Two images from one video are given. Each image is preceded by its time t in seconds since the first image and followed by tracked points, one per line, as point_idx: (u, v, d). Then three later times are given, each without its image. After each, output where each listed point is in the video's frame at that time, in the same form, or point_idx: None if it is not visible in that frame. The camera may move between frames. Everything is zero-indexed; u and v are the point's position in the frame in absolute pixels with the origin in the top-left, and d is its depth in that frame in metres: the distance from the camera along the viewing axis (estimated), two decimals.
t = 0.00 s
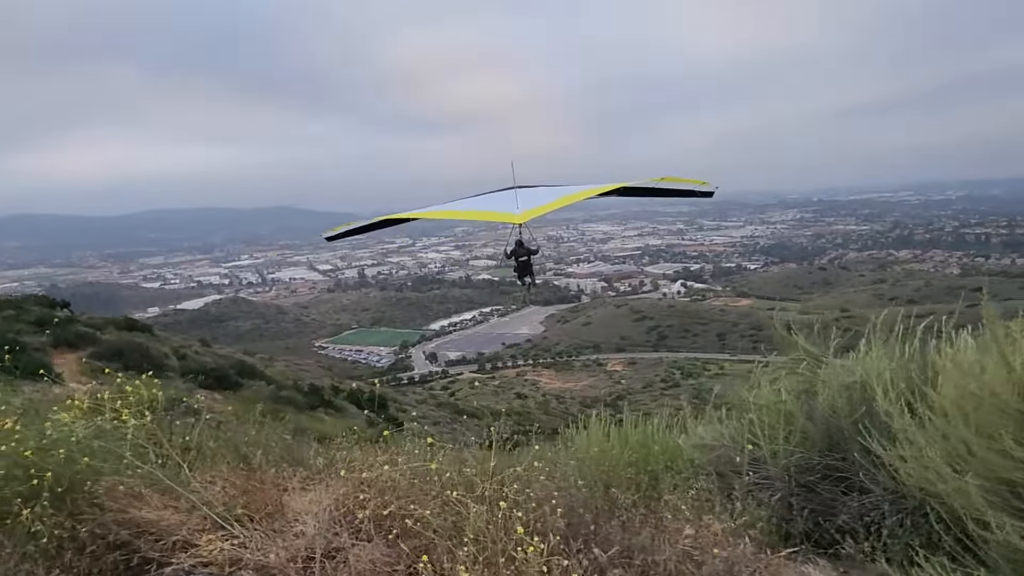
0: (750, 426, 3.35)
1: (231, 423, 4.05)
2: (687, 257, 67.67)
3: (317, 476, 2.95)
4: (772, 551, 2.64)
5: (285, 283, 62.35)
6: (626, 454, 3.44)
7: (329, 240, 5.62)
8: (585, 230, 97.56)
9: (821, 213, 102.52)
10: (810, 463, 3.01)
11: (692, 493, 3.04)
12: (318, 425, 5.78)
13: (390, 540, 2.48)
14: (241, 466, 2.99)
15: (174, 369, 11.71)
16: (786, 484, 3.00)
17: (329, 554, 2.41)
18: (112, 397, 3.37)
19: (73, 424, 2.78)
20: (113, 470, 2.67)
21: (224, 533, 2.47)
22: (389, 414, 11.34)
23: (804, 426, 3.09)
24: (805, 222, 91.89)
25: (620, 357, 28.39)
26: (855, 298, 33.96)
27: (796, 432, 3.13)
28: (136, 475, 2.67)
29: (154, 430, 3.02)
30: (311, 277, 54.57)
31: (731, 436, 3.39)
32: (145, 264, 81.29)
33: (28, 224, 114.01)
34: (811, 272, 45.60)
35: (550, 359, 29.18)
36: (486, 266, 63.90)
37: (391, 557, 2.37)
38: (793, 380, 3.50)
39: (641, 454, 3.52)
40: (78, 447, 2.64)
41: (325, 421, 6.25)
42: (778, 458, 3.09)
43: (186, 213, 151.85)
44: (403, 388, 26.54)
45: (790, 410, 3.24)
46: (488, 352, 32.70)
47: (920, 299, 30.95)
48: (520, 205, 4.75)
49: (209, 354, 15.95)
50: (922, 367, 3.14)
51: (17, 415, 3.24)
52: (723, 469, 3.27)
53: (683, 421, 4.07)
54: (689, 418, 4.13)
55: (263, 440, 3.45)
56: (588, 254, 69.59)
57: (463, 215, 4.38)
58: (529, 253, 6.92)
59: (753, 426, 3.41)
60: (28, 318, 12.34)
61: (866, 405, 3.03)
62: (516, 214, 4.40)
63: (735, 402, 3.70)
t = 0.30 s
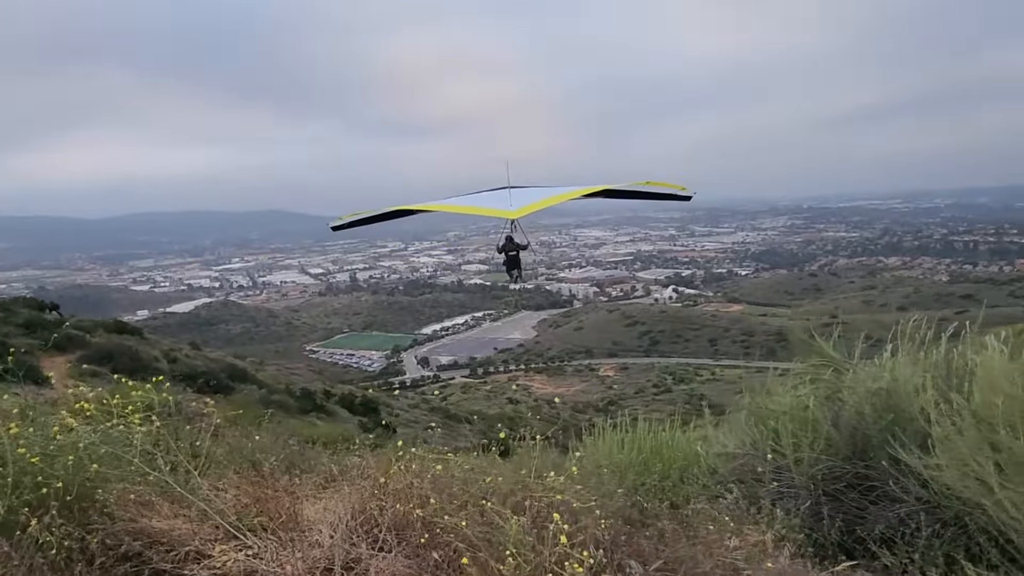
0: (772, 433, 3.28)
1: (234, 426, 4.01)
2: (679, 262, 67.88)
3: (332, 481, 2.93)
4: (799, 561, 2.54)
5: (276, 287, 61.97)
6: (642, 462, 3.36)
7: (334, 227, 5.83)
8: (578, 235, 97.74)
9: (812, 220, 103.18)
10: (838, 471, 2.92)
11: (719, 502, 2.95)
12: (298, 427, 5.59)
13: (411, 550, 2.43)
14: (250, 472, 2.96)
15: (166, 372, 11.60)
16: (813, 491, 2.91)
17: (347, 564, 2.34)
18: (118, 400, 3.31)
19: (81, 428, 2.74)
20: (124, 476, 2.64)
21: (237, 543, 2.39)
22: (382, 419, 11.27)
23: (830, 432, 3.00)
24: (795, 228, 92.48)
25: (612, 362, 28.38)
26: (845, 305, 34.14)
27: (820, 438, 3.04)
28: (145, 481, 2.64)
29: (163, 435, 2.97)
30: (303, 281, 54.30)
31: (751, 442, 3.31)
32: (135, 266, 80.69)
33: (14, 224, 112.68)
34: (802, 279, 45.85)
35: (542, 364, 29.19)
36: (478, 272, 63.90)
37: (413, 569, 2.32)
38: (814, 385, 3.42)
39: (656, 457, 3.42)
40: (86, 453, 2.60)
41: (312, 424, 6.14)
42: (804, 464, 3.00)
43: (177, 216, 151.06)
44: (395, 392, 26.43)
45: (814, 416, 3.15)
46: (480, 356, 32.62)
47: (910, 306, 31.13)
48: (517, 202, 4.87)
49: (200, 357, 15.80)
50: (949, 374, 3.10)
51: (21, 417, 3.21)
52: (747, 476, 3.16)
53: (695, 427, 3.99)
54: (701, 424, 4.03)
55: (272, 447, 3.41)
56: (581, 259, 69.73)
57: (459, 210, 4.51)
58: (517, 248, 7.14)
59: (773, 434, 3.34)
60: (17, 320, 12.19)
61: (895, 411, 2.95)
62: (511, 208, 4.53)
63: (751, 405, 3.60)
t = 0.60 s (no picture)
0: (798, 446, 2.96)
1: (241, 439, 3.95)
2: (671, 269, 68.18)
3: (343, 496, 2.88)
4: None
5: (268, 292, 61.65)
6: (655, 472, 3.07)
7: (339, 223, 6.64)
8: (570, 241, 97.91)
9: (802, 227, 104.02)
10: (875, 487, 2.59)
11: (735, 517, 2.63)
12: (293, 437, 5.36)
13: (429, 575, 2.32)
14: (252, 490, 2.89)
15: (156, 379, 11.45)
16: (847, 506, 2.59)
17: None
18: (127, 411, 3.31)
19: (80, 443, 2.66)
20: (118, 493, 2.55)
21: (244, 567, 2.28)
22: (374, 426, 11.16)
23: (860, 443, 2.67)
24: (786, 236, 93.11)
25: (604, 369, 28.37)
26: (835, 312, 34.37)
27: (848, 454, 2.69)
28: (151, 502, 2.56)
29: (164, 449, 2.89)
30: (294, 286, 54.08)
31: (775, 456, 2.95)
32: (124, 271, 80.12)
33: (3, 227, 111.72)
34: (792, 286, 46.13)
35: (534, 370, 29.17)
36: (471, 278, 63.86)
37: None
38: (839, 397, 3.14)
39: (667, 468, 3.12)
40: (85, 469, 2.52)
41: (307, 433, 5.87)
42: (833, 481, 2.68)
43: (168, 219, 150.22)
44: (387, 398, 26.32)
45: (844, 424, 2.82)
46: (472, 363, 32.55)
47: (899, 314, 31.38)
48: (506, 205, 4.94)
49: (191, 362, 15.63)
50: (992, 386, 2.76)
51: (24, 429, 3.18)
52: (777, 492, 2.80)
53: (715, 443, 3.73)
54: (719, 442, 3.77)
55: (275, 462, 3.34)
56: (573, 265, 69.85)
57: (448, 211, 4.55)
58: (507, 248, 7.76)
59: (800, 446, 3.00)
60: (4, 325, 12.00)
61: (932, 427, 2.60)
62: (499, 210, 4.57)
63: (772, 416, 3.31)
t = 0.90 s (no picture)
0: (826, 461, 2.75)
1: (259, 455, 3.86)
2: (667, 275, 68.30)
3: (358, 519, 2.75)
4: None
5: (263, 297, 61.44)
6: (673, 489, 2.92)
7: (338, 224, 6.61)
8: (566, 247, 98.03)
9: (797, 235, 104.40)
10: (913, 510, 2.34)
11: (754, 533, 2.41)
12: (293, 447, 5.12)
13: None
14: (262, 512, 2.78)
15: (150, 385, 11.28)
16: (885, 533, 2.30)
17: None
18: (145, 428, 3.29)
19: (85, 463, 2.59)
20: (122, 514, 2.46)
21: None
22: (370, 433, 11.04)
23: (894, 462, 2.40)
24: (782, 243, 93.41)
25: (600, 375, 28.32)
26: (831, 319, 34.45)
27: (881, 472, 2.44)
28: (165, 527, 2.44)
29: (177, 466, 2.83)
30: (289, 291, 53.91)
31: (804, 474, 2.70)
32: (119, 275, 79.78)
33: None
34: (788, 292, 46.22)
35: (530, 376, 29.08)
36: (466, 284, 63.85)
37: None
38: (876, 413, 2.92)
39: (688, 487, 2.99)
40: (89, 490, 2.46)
41: (310, 442, 5.69)
42: (867, 502, 2.41)
43: (163, 223, 149.95)
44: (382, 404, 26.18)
45: (878, 440, 2.58)
46: (468, 369, 32.45)
47: (894, 321, 31.46)
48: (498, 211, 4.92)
49: (186, 368, 15.49)
50: None
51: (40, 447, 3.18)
52: (808, 512, 2.52)
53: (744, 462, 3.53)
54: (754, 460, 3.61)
55: (288, 481, 3.23)
56: (569, 272, 69.91)
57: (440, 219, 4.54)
58: (495, 251, 8.04)
59: (830, 464, 2.80)
60: None
61: (971, 446, 2.32)
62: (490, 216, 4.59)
63: (805, 430, 3.13)
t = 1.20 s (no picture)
0: (860, 475, 2.72)
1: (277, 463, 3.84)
2: (668, 280, 68.22)
3: (379, 532, 2.71)
4: None
5: (265, 302, 61.46)
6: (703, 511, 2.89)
7: (342, 229, 6.61)
8: (568, 252, 98.00)
9: (799, 240, 104.36)
10: (953, 523, 2.29)
11: (792, 549, 2.35)
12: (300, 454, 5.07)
13: None
14: (284, 525, 2.74)
15: (152, 389, 11.25)
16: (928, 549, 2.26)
17: None
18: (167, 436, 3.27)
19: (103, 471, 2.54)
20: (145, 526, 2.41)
21: None
22: (372, 437, 11.00)
23: (931, 473, 2.36)
24: (784, 248, 93.37)
25: (602, 380, 28.25)
26: (833, 324, 34.36)
27: (918, 483, 2.40)
28: (189, 539, 2.40)
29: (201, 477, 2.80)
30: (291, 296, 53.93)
31: (835, 484, 2.66)
32: (121, 279, 79.86)
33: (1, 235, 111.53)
34: (790, 297, 46.18)
35: (532, 381, 29.04)
36: (468, 289, 63.80)
37: None
38: (907, 421, 2.88)
39: (716, 506, 2.96)
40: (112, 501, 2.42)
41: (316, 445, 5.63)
42: (902, 515, 2.37)
43: (166, 228, 150.27)
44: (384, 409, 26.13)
45: (911, 450, 2.54)
46: (469, 373, 32.39)
47: (896, 326, 31.35)
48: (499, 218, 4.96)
49: (188, 372, 15.47)
50: None
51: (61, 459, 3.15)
52: (842, 524, 2.48)
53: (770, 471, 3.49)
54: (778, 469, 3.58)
55: (309, 491, 3.20)
56: (570, 277, 69.90)
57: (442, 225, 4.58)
58: (493, 250, 8.04)
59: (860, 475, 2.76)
60: None
61: (1012, 458, 2.28)
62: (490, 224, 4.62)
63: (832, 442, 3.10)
